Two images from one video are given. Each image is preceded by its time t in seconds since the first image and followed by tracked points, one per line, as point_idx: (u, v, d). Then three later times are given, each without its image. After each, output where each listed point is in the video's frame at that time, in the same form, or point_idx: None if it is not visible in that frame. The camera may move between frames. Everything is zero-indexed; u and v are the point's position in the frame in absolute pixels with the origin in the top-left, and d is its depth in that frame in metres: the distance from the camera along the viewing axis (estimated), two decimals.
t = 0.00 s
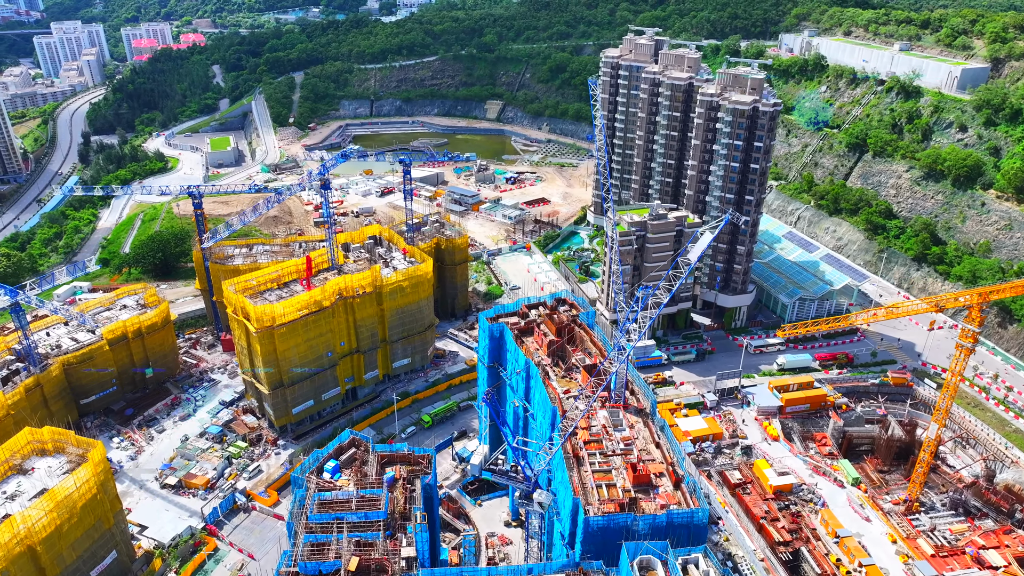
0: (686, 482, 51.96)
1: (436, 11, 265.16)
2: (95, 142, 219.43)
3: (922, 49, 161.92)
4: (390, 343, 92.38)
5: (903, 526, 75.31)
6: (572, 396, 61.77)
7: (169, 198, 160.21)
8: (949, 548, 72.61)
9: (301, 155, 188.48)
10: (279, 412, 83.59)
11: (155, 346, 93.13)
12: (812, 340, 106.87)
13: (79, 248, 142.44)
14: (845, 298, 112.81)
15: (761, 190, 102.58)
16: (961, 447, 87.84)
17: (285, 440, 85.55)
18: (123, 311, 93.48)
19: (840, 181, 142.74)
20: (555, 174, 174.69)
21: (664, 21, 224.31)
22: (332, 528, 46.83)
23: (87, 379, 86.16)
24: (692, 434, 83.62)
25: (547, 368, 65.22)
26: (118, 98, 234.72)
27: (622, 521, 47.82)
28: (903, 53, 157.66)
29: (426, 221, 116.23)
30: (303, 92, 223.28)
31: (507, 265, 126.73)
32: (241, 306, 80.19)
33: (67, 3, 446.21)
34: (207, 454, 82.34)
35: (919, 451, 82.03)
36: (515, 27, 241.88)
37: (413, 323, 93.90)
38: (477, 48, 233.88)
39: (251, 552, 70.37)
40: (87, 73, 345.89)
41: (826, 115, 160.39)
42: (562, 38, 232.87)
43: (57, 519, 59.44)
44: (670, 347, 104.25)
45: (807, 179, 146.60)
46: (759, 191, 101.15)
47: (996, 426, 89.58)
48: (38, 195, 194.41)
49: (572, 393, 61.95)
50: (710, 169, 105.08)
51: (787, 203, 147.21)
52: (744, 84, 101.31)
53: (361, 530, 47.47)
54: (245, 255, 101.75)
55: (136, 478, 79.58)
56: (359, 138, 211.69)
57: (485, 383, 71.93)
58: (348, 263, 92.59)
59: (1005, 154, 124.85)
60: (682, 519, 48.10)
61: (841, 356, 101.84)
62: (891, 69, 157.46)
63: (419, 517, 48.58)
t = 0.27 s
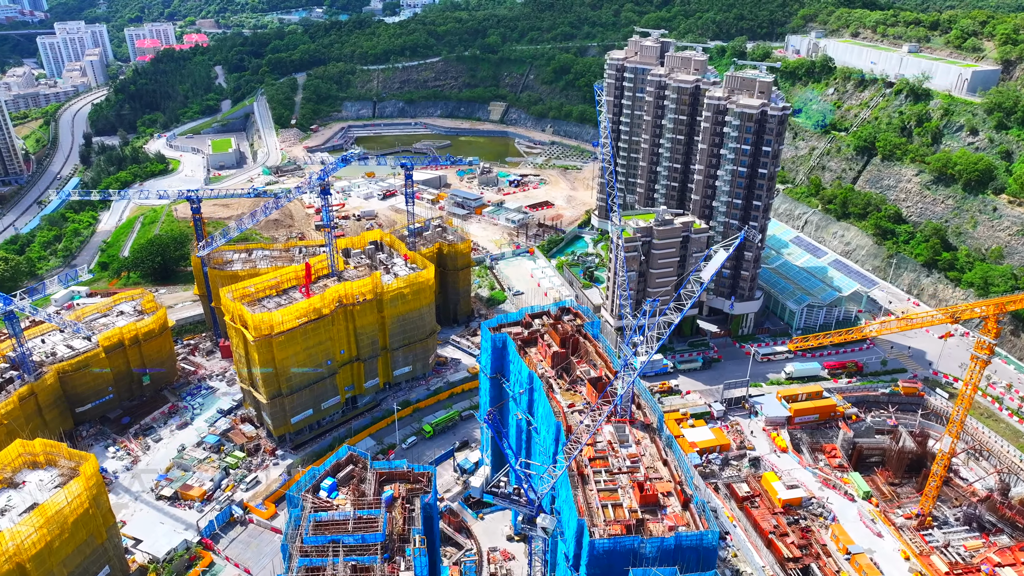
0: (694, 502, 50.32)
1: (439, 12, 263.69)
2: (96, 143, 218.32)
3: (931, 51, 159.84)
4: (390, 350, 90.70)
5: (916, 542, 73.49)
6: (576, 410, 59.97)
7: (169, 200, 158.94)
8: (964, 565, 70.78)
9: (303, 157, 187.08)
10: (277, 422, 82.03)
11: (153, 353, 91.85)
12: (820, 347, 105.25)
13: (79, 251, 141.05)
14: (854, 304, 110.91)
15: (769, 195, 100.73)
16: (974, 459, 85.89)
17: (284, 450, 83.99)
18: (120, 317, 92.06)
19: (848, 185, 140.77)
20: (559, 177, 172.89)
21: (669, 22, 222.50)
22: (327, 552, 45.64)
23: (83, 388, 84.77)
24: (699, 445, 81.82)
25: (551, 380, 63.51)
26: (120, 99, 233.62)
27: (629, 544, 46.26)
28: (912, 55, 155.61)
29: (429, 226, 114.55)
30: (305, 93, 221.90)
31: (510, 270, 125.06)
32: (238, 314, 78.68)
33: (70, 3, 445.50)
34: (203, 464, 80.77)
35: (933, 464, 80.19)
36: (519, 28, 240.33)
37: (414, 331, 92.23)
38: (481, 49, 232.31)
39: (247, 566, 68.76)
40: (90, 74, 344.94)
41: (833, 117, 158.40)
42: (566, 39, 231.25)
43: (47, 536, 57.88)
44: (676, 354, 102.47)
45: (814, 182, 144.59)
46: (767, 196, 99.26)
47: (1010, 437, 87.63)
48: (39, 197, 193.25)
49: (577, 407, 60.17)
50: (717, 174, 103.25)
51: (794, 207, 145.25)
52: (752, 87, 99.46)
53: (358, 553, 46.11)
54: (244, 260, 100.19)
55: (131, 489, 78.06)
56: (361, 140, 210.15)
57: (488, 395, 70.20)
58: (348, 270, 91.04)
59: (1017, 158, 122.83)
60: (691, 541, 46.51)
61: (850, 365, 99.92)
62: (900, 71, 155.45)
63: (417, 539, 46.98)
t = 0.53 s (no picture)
0: (702, 524, 48.68)
1: (443, 12, 262.16)
2: (97, 144, 217.09)
3: (941, 53, 157.74)
4: (391, 358, 89.06)
5: (929, 558, 71.65)
6: (581, 426, 58.35)
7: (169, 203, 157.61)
8: None
9: (305, 159, 185.63)
10: (276, 432, 80.51)
11: (150, 360, 90.49)
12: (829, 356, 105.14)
13: (78, 254, 139.70)
14: (864, 311, 108.90)
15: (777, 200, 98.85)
16: (988, 472, 83.96)
17: (282, 460, 82.39)
18: (116, 324, 90.60)
19: (856, 189, 138.74)
20: (563, 179, 171.06)
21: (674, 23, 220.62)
22: None
23: (78, 395, 83.33)
24: (706, 457, 80.03)
25: (555, 393, 61.87)
26: (122, 99, 232.43)
27: (636, 568, 44.62)
28: (921, 57, 153.53)
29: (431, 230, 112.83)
30: (307, 95, 220.47)
31: (513, 275, 123.34)
32: (236, 322, 77.15)
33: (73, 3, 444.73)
34: (200, 476, 79.19)
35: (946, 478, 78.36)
36: (522, 29, 238.69)
37: (416, 338, 90.57)
38: (484, 50, 230.68)
39: None
40: (92, 74, 343.91)
41: (841, 120, 156.32)
42: (570, 40, 229.62)
43: (37, 552, 56.29)
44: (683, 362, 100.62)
45: (822, 186, 142.53)
46: (776, 202, 97.32)
47: None
48: (39, 198, 192.09)
49: (582, 423, 58.58)
50: (725, 178, 101.42)
51: (801, 210, 143.24)
52: (760, 91, 97.57)
53: None
54: (243, 266, 98.60)
55: (127, 500, 76.48)
56: (363, 141, 208.65)
57: (490, 405, 68.58)
58: (349, 276, 89.45)
59: None
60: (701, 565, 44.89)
61: (860, 373, 97.94)
62: (909, 73, 153.39)
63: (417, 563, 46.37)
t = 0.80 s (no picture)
0: (713, 547, 46.92)
1: (446, 12, 260.57)
2: (99, 145, 215.92)
3: (951, 55, 155.50)
4: (392, 367, 87.41)
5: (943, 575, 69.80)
6: (586, 442, 56.62)
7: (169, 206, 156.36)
8: None
9: (307, 162, 184.21)
10: (274, 442, 78.94)
11: (147, 368, 88.93)
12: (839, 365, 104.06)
13: (78, 257, 138.38)
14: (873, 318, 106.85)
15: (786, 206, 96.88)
16: (1002, 485, 82.03)
17: (280, 471, 80.80)
18: (113, 330, 89.19)
19: (864, 193, 136.72)
20: (567, 182, 169.25)
21: (679, 24, 218.73)
22: None
23: (74, 404, 81.94)
24: (713, 469, 78.18)
25: (559, 407, 60.14)
26: (124, 100, 231.35)
27: None
28: (931, 59, 151.40)
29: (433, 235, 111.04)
30: (309, 96, 219.01)
31: (516, 280, 121.61)
32: (233, 331, 75.64)
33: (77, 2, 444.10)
34: (197, 487, 77.58)
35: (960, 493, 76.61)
36: (526, 30, 237.11)
37: (417, 346, 88.87)
38: (488, 51, 229.01)
39: None
40: (95, 74, 342.75)
41: (849, 123, 154.25)
42: (574, 41, 227.94)
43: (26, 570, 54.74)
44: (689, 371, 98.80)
45: (830, 190, 140.48)
46: (784, 207, 95.38)
47: None
48: (40, 200, 190.94)
49: (586, 439, 56.85)
50: (732, 183, 99.58)
51: (809, 214, 141.28)
52: (769, 94, 95.64)
53: None
54: (242, 271, 97.04)
55: (121, 512, 74.92)
56: (366, 143, 207.23)
57: (492, 418, 66.85)
58: (348, 283, 87.90)
59: None
60: None
61: (870, 383, 95.90)
62: (918, 76, 151.27)
63: None
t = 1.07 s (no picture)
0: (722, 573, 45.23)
1: (450, 13, 259.03)
2: (100, 146, 214.83)
3: (960, 57, 153.37)
4: (392, 376, 85.80)
5: None
6: (591, 459, 54.96)
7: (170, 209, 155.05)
8: None
9: (308, 164, 182.82)
10: (272, 453, 77.38)
11: (143, 376, 87.33)
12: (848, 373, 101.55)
13: (77, 260, 137.12)
14: (883, 326, 104.88)
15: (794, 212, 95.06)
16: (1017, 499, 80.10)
17: (278, 482, 79.19)
18: (109, 337, 87.69)
19: (872, 197, 134.68)
20: (571, 185, 167.41)
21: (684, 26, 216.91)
22: None
23: (68, 412, 80.48)
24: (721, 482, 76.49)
25: (563, 422, 58.42)
26: (126, 101, 230.30)
27: None
28: (941, 61, 149.31)
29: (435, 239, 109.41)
30: (312, 97, 217.63)
31: (520, 285, 119.96)
32: (231, 339, 74.12)
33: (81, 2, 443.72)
34: (193, 498, 76.01)
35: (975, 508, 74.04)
36: (530, 31, 235.45)
37: (418, 354, 87.26)
38: (491, 52, 227.33)
39: None
40: (98, 75, 341.93)
41: (857, 125, 152.24)
42: (579, 42, 226.20)
43: None
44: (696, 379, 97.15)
45: (837, 194, 138.46)
46: (793, 213, 93.59)
47: None
48: (41, 201, 189.82)
49: (591, 455, 55.18)
50: (739, 188, 97.78)
51: (816, 219, 139.24)
52: (777, 97, 93.83)
53: None
54: (240, 277, 95.48)
55: (116, 524, 73.41)
56: (368, 145, 205.76)
57: (495, 431, 65.14)
58: (349, 289, 86.35)
59: None
60: None
61: (880, 393, 93.96)
62: (928, 78, 149.13)
63: None
